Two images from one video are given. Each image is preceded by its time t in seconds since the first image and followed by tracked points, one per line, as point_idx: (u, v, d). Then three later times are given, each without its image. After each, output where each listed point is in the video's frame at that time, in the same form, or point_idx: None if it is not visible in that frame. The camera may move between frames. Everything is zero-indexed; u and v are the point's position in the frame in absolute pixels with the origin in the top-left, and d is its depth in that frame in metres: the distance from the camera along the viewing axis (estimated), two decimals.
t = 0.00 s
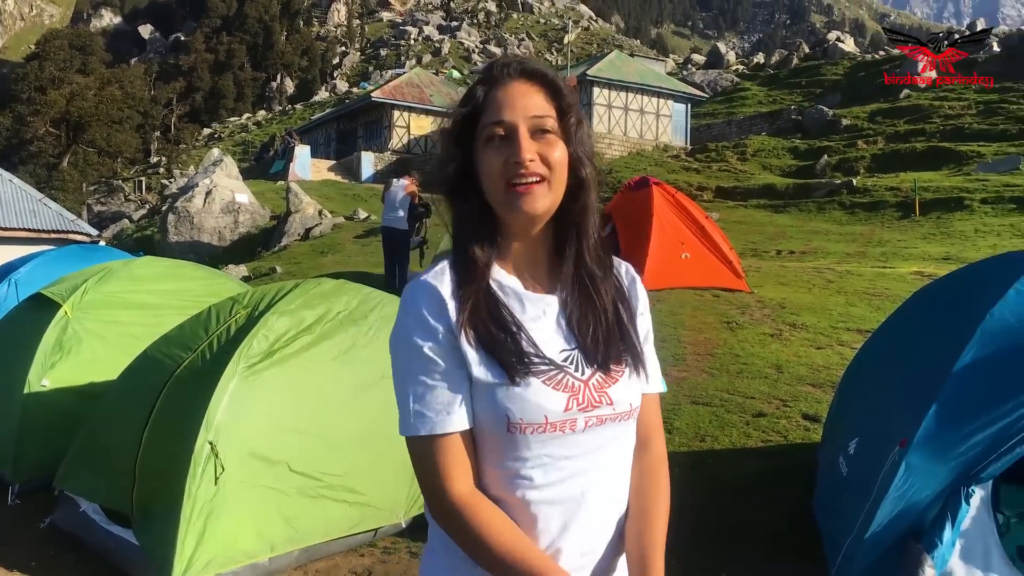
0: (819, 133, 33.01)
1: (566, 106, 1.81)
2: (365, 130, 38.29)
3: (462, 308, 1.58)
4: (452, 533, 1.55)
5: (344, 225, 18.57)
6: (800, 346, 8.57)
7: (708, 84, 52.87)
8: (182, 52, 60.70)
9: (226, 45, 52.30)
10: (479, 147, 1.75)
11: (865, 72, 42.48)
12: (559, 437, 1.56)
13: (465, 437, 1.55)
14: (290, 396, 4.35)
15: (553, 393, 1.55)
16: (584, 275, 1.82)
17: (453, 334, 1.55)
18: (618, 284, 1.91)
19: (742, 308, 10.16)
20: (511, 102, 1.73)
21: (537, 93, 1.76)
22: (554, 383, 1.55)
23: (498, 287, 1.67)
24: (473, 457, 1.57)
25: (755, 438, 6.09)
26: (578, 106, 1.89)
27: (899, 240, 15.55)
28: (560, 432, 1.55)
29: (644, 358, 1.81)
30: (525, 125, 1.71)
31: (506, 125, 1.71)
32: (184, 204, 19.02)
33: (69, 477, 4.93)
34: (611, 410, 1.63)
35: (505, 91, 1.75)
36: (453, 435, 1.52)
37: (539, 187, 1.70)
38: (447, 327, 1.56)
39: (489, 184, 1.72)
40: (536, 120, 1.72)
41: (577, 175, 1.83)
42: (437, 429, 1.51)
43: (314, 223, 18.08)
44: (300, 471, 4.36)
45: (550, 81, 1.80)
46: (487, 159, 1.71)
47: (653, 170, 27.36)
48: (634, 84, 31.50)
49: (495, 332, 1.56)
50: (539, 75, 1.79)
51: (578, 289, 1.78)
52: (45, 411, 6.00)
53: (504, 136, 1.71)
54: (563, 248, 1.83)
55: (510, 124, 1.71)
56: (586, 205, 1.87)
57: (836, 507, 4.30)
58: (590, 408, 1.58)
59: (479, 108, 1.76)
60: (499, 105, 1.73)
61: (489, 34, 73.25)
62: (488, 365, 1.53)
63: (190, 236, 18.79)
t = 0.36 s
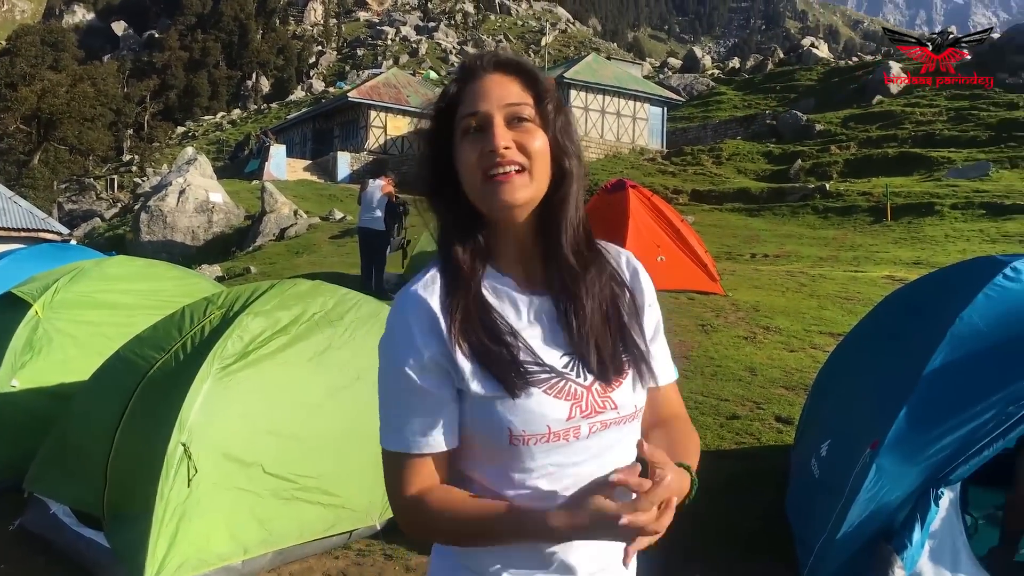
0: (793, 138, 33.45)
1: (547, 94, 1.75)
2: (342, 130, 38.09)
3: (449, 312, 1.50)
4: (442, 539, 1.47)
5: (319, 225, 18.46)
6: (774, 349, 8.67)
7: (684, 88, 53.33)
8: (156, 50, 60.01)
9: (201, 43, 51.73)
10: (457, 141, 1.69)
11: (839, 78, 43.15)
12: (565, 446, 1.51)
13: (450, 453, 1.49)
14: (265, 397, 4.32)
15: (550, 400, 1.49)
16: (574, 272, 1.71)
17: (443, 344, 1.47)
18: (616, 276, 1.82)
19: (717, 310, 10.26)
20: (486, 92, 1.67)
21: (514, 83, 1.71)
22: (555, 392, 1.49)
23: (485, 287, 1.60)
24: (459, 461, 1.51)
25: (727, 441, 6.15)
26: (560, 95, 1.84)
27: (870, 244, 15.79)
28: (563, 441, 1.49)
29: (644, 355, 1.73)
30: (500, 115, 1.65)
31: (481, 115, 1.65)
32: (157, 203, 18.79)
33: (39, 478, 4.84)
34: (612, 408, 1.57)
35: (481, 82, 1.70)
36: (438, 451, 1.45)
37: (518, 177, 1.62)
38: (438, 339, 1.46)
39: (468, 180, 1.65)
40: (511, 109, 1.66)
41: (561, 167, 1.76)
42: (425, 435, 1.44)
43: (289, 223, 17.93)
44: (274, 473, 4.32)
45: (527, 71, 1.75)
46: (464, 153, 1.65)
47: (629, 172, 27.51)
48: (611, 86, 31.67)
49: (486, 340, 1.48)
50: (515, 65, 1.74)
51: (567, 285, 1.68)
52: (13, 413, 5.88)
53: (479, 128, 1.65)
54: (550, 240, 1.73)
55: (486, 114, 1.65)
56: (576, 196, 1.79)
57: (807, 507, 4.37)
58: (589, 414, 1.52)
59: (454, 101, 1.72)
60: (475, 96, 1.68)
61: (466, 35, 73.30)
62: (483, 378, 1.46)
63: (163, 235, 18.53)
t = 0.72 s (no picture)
0: (765, 144, 33.88)
1: (567, 131, 1.63)
2: (316, 134, 37.84)
3: (439, 335, 1.47)
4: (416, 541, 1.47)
5: (293, 230, 18.34)
6: (747, 353, 8.76)
7: (657, 94, 53.84)
8: (127, 53, 59.35)
9: (173, 47, 51.03)
10: (469, 172, 1.62)
11: (809, 86, 43.84)
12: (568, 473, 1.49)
13: (435, 468, 1.48)
14: (237, 404, 4.25)
15: (539, 426, 1.46)
16: (580, 311, 1.63)
17: (430, 362, 1.46)
18: (623, 303, 1.73)
19: (691, 315, 10.35)
20: (504, 124, 1.58)
21: (532, 119, 1.59)
22: (543, 416, 1.46)
23: (485, 321, 1.56)
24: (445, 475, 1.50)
25: (702, 444, 6.18)
26: (585, 125, 1.71)
27: (841, 250, 16.03)
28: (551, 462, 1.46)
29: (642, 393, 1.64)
30: (515, 152, 1.56)
31: (497, 150, 1.57)
32: (128, 208, 18.63)
33: (6, 487, 4.75)
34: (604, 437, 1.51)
35: (500, 113, 1.59)
36: (422, 466, 1.45)
37: (529, 222, 1.57)
38: (426, 361, 1.45)
39: (476, 214, 1.60)
40: (526, 146, 1.56)
41: (574, 203, 1.64)
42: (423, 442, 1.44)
43: (262, 228, 17.77)
44: (248, 480, 4.27)
45: (553, 104, 1.63)
46: (474, 187, 1.58)
47: (603, 177, 27.66)
48: (585, 92, 31.85)
49: (475, 362, 1.46)
50: (541, 94, 1.62)
51: (568, 323, 1.60)
52: None
53: (493, 163, 1.57)
54: (555, 273, 1.64)
55: (502, 150, 1.57)
56: (590, 231, 1.69)
57: (781, 509, 4.40)
58: (577, 440, 1.48)
59: (473, 126, 1.62)
60: (492, 129, 1.58)
61: (441, 40, 73.49)
62: (467, 396, 1.44)
63: (134, 240, 18.44)
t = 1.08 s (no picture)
0: (746, 138, 34.08)
1: (608, 137, 1.69)
2: (297, 127, 37.58)
3: (461, 317, 1.52)
4: (421, 518, 1.52)
5: (273, 224, 18.20)
6: (727, 346, 8.83)
7: (639, 88, 53.97)
8: (105, 45, 58.59)
9: (151, 39, 50.31)
10: (508, 169, 1.66)
11: (790, 81, 44.13)
12: (563, 458, 1.56)
13: (442, 444, 1.54)
14: (216, 398, 4.22)
15: (548, 416, 1.52)
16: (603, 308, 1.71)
17: (451, 345, 1.50)
18: (636, 308, 1.81)
19: (672, 309, 10.40)
20: (547, 126, 1.62)
21: (579, 119, 1.65)
22: (553, 406, 1.52)
23: (509, 315, 1.60)
24: (446, 457, 1.57)
25: (683, 438, 6.22)
26: (623, 132, 1.76)
27: (820, 244, 16.17)
28: (554, 451, 1.54)
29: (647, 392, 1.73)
30: (560, 154, 1.62)
31: (540, 150, 1.62)
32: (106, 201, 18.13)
33: None
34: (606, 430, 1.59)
35: (544, 112, 1.64)
36: (428, 441, 1.51)
37: (566, 220, 1.63)
38: (446, 343, 1.50)
39: (514, 208, 1.64)
40: (569, 149, 1.62)
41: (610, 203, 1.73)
42: (426, 416, 1.49)
43: (242, 222, 17.61)
44: (227, 474, 4.24)
45: (596, 107, 1.68)
46: (516, 182, 1.62)
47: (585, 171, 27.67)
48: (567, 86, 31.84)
49: (493, 346, 1.52)
50: (590, 100, 1.67)
51: (589, 318, 1.68)
52: None
53: (537, 162, 1.62)
54: (581, 275, 1.73)
55: (547, 149, 1.62)
56: (617, 237, 1.77)
57: (759, 502, 4.46)
58: (585, 432, 1.55)
59: (520, 123, 1.64)
60: (536, 128, 1.63)
61: (423, 34, 73.23)
62: (483, 380, 1.50)
63: (112, 234, 17.99)
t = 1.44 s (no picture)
0: (707, 138, 34.51)
1: (613, 131, 1.81)
2: (256, 123, 36.97)
3: (464, 320, 1.64)
4: (431, 509, 1.65)
5: (232, 221, 17.88)
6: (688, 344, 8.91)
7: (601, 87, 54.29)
8: (57, 37, 56.96)
9: (107, 31, 49.05)
10: (522, 164, 1.75)
11: (749, 82, 44.80)
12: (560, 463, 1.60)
13: (454, 441, 1.66)
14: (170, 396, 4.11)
15: (546, 416, 1.58)
16: (623, 288, 1.80)
17: (453, 345, 1.63)
18: (652, 311, 1.83)
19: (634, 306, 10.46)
20: (558, 122, 1.73)
21: (585, 110, 1.77)
22: (550, 404, 1.58)
23: (515, 316, 1.69)
24: (462, 453, 1.69)
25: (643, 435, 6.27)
26: (628, 134, 1.87)
27: (778, 243, 16.44)
28: (552, 451, 1.59)
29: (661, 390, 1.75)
30: (575, 143, 1.71)
31: (553, 144, 1.71)
32: (60, 196, 17.82)
33: None
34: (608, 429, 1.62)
35: (553, 106, 1.75)
36: (441, 439, 1.64)
37: (590, 206, 1.70)
38: (446, 344, 1.64)
39: (534, 204, 1.73)
40: (581, 140, 1.72)
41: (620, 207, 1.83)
42: (436, 415, 1.63)
43: (200, 218, 17.25)
44: (181, 475, 4.11)
45: (602, 105, 1.80)
46: (535, 176, 1.71)
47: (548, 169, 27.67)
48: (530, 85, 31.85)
49: (489, 342, 1.62)
50: (594, 94, 1.79)
51: (604, 309, 1.75)
52: None
53: (555, 154, 1.71)
54: (595, 273, 1.80)
55: (561, 142, 1.71)
56: (628, 239, 1.86)
57: (715, 492, 4.56)
58: (583, 431, 1.59)
59: (527, 124, 1.74)
60: (544, 122, 1.73)
61: (385, 30, 72.70)
62: (482, 379, 1.61)
63: (65, 229, 17.61)
